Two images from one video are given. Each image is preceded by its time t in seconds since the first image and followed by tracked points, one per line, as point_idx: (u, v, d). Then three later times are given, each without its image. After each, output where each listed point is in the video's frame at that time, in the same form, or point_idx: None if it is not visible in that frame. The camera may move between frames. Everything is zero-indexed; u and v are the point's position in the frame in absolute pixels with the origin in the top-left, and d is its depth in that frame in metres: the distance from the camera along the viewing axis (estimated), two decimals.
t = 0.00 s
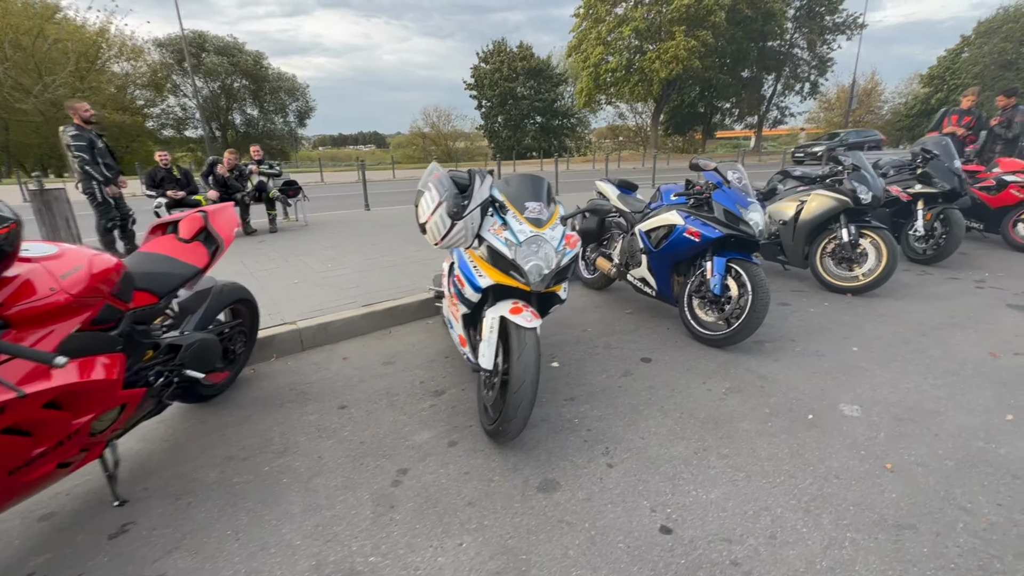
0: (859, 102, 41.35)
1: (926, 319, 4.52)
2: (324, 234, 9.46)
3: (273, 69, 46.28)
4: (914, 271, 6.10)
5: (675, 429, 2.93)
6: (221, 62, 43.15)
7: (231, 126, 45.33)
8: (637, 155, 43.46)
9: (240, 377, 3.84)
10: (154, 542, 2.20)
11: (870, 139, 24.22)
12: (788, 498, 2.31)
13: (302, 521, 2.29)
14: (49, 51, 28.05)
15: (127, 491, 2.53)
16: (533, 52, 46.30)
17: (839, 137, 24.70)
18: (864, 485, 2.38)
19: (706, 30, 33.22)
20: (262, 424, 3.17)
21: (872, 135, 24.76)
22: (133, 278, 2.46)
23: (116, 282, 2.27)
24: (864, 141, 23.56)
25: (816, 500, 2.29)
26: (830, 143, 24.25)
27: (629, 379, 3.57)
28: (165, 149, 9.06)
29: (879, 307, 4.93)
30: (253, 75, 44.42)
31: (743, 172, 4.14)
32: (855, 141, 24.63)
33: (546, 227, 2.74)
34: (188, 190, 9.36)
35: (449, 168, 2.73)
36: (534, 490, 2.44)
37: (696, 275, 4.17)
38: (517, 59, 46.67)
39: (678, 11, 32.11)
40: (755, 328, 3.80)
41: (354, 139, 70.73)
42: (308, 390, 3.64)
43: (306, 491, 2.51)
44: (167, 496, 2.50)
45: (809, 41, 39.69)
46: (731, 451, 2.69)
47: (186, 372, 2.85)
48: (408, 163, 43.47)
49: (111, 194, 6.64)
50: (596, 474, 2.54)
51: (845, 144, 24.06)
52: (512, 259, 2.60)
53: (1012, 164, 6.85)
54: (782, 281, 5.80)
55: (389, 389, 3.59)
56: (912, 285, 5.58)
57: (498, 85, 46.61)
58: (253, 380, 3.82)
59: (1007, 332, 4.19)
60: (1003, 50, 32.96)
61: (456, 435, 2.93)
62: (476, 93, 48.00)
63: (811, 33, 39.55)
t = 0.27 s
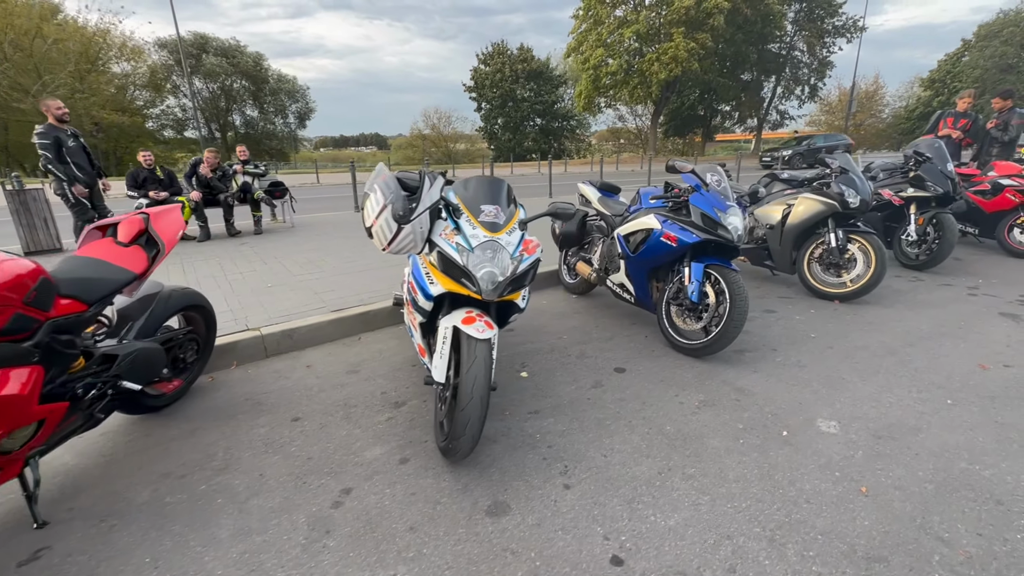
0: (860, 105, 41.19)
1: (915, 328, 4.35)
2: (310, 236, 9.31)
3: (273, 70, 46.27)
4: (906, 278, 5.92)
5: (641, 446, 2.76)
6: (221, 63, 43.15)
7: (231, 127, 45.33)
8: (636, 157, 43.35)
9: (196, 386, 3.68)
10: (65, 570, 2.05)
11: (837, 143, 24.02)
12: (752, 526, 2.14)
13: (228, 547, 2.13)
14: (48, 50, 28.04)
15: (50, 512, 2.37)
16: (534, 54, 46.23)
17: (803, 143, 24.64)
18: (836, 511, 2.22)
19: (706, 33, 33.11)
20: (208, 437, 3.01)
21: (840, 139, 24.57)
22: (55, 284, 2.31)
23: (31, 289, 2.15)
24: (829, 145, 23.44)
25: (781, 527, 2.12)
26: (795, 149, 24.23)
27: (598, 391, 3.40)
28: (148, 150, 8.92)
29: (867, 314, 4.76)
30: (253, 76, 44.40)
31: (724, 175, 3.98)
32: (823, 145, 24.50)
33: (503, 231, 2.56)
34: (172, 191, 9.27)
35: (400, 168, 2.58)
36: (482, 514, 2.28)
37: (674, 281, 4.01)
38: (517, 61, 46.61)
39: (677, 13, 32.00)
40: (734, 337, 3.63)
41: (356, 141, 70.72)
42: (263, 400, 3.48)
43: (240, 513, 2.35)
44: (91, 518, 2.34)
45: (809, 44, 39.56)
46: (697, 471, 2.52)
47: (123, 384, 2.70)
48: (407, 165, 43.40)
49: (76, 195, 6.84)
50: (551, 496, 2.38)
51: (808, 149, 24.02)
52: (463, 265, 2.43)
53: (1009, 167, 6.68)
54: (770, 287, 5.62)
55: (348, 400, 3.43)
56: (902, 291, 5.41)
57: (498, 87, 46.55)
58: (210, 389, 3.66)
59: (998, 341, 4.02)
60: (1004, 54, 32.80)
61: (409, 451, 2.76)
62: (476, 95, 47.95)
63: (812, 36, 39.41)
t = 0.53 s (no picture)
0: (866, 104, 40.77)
1: (907, 339, 4.16)
2: (299, 237, 9.19)
3: (276, 70, 46.30)
4: (902, 284, 5.72)
5: (606, 469, 2.60)
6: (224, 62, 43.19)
7: (234, 126, 45.40)
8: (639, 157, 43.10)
9: (154, 397, 3.55)
10: None
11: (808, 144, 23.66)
12: (713, 563, 1.99)
13: None
14: (53, 49, 28.09)
15: None
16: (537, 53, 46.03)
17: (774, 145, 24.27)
18: (805, 547, 2.05)
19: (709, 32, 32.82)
20: (156, 454, 2.88)
21: (812, 141, 24.25)
22: None
23: None
24: (801, 146, 23.09)
25: (745, 565, 1.97)
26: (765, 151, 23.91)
27: (569, 406, 3.25)
28: (135, 149, 8.76)
29: (859, 324, 4.57)
30: (256, 75, 44.44)
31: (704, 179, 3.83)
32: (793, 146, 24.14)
33: (457, 242, 2.42)
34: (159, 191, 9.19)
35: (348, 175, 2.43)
36: (427, 545, 2.13)
37: (653, 289, 3.85)
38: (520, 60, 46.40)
39: (680, 12, 31.72)
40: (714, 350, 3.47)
41: (360, 140, 70.71)
42: (221, 413, 3.34)
43: (173, 540, 2.21)
44: (14, 544, 2.21)
45: (814, 43, 39.16)
46: (661, 498, 2.36)
47: (60, 400, 2.58)
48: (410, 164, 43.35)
49: (51, 195, 6.72)
50: (502, 525, 2.23)
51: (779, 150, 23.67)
52: (411, 278, 2.28)
53: (1011, 170, 6.49)
54: (760, 293, 5.44)
55: (308, 413, 3.29)
56: (898, 299, 5.22)
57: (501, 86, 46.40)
58: (169, 400, 3.53)
59: (994, 354, 3.82)
60: (1013, 52, 32.34)
61: (360, 472, 2.62)
62: (479, 94, 47.81)
63: (817, 34, 39.01)
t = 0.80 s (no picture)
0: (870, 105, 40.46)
1: (897, 349, 4.01)
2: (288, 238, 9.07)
3: (279, 70, 46.42)
4: (896, 291, 5.56)
5: (566, 491, 2.47)
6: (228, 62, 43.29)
7: (237, 126, 45.51)
8: (641, 158, 42.92)
9: (112, 407, 3.44)
10: None
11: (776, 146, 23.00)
12: None
13: None
14: (57, 49, 28.13)
15: None
16: (539, 53, 45.93)
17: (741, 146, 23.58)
18: None
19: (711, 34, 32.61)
20: (102, 470, 2.76)
21: (779, 142, 23.70)
22: None
23: None
24: (768, 149, 22.45)
25: None
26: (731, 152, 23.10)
27: (537, 421, 3.12)
28: (123, 150, 8.66)
29: (848, 333, 4.42)
30: (259, 75, 44.52)
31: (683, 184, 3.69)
32: (761, 147, 23.51)
33: (407, 252, 2.30)
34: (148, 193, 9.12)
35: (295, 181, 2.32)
36: None
37: (631, 297, 3.72)
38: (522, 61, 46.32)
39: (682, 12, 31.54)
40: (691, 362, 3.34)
41: (364, 140, 70.77)
42: (177, 425, 3.22)
43: (101, 567, 2.09)
44: None
45: (817, 43, 38.89)
46: (620, 525, 2.23)
47: None
48: (412, 164, 43.34)
49: (35, 195, 6.64)
50: (449, 554, 2.10)
51: (747, 152, 23.01)
52: (354, 291, 2.15)
53: (1011, 174, 6.35)
54: (749, 300, 5.29)
55: (268, 426, 3.17)
56: (891, 307, 5.06)
57: (503, 86, 46.34)
58: (126, 411, 3.42)
59: (987, 366, 3.66)
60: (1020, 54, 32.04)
61: (310, 492, 2.50)
62: (481, 94, 47.77)
63: (820, 34, 38.73)
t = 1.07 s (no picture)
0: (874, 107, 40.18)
1: (879, 356, 3.86)
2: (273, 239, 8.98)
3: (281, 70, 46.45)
4: (886, 296, 5.40)
5: (514, 507, 2.34)
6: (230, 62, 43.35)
7: (239, 126, 45.56)
8: (643, 159, 42.75)
9: (63, 413, 3.34)
10: None
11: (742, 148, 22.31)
12: None
13: None
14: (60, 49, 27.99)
15: None
16: (541, 54, 45.81)
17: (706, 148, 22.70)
18: None
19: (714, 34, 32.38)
20: (37, 480, 2.65)
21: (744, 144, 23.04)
22: None
23: None
24: (736, 152, 21.78)
25: None
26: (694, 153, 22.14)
27: (496, 430, 3.00)
28: (108, 150, 8.60)
29: (831, 339, 4.27)
30: (260, 76, 44.57)
31: (656, 183, 3.55)
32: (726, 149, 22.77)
33: (344, 256, 2.18)
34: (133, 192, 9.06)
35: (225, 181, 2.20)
36: None
37: (602, 302, 3.59)
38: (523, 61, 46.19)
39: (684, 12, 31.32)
40: (659, 369, 3.21)
41: (367, 141, 70.83)
42: (126, 432, 3.12)
43: None
44: None
45: (820, 43, 38.62)
46: (565, 546, 2.10)
47: None
48: (413, 165, 43.29)
49: (22, 193, 6.56)
50: None
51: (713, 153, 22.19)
52: (284, 296, 2.03)
53: (1008, 175, 6.19)
54: (733, 304, 5.15)
55: (217, 434, 3.06)
56: (878, 312, 4.91)
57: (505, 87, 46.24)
58: (77, 417, 3.31)
59: (972, 375, 3.51)
60: None
61: (246, 507, 2.38)
62: (483, 95, 47.67)
63: (823, 35, 38.45)
